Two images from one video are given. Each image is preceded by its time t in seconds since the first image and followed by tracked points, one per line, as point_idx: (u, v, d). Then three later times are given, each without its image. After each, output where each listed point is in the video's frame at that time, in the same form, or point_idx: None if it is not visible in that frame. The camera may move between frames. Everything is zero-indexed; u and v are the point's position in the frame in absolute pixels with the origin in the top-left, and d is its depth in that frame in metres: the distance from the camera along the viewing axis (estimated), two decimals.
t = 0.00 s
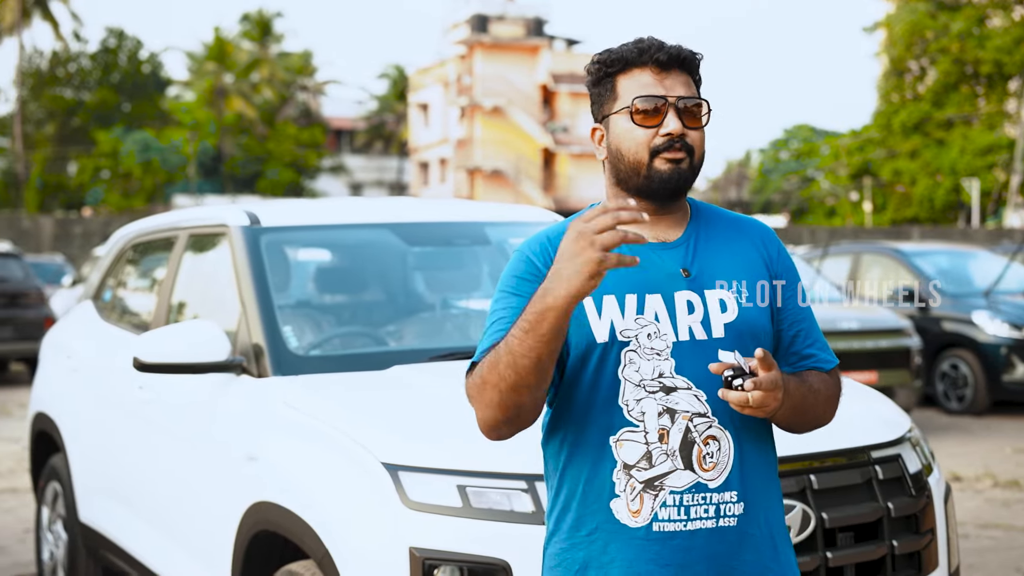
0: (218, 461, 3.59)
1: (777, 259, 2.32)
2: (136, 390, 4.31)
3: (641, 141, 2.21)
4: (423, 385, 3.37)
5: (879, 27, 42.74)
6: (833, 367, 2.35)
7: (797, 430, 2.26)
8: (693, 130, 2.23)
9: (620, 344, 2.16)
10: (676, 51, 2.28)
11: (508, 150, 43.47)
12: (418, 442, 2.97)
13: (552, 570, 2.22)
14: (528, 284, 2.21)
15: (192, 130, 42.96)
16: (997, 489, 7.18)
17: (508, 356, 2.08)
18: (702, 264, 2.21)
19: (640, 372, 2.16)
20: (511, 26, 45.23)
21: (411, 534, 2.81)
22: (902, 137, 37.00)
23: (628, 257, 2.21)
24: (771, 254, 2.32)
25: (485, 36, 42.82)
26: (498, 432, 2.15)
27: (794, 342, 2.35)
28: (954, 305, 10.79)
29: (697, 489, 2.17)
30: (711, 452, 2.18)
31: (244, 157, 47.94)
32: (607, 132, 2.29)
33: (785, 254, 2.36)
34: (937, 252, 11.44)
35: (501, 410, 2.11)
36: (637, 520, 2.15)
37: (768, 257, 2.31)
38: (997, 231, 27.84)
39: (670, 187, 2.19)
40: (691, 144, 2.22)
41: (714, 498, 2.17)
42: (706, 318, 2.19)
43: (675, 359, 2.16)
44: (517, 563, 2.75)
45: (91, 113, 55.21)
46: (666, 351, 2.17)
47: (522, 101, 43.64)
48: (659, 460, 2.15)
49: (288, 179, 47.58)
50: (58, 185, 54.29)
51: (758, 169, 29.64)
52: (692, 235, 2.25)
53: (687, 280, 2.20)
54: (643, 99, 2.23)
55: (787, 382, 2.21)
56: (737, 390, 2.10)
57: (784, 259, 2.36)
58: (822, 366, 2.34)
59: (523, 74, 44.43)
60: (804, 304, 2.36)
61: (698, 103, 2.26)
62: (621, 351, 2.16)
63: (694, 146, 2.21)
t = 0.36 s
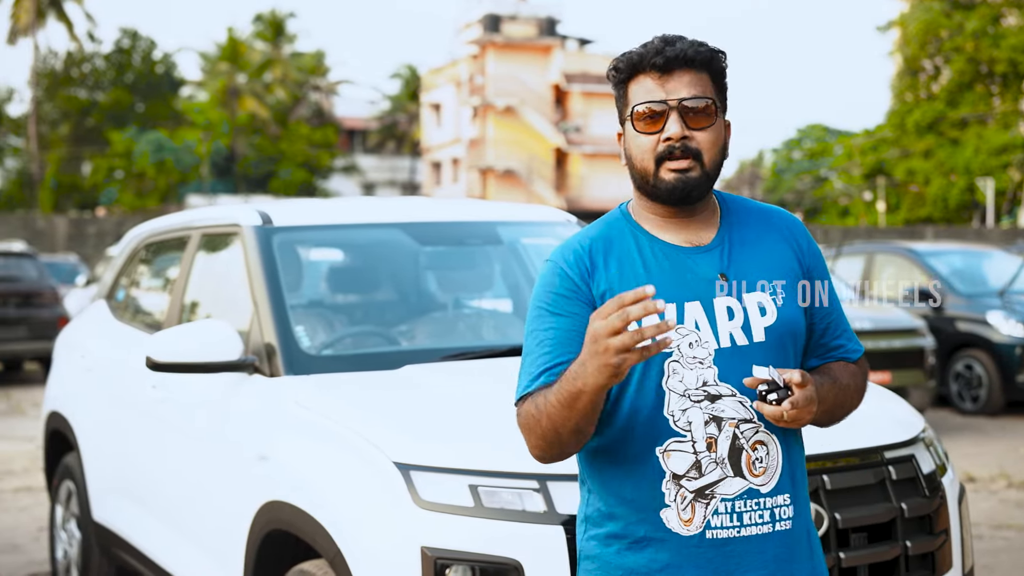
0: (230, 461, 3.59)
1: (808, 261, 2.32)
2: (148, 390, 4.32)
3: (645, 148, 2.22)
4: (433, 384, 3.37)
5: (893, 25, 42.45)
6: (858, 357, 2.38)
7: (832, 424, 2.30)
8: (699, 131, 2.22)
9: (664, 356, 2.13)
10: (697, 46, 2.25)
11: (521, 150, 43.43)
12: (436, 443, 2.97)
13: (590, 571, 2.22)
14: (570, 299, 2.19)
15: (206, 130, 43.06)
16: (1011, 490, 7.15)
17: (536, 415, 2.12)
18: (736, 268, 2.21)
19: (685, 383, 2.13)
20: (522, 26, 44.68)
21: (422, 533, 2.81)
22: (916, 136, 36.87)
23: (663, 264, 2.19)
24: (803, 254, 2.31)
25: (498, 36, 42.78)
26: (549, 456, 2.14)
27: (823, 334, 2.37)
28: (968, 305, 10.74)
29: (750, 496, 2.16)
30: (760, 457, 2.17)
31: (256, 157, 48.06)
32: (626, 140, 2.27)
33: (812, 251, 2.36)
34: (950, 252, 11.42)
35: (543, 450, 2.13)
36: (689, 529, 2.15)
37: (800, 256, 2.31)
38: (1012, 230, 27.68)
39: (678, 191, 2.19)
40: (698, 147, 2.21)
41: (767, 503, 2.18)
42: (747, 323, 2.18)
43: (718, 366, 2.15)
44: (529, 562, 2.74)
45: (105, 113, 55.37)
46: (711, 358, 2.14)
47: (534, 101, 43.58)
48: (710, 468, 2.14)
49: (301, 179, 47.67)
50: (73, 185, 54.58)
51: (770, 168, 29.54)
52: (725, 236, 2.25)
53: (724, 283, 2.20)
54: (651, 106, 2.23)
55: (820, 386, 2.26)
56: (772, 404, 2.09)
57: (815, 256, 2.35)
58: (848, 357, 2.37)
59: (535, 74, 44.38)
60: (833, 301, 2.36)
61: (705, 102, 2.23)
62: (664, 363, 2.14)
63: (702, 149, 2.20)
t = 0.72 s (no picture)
0: (240, 460, 3.60)
1: (839, 264, 2.27)
2: (159, 389, 4.33)
3: (672, 138, 2.22)
4: (445, 383, 3.37)
5: (904, 24, 42.24)
6: (897, 364, 2.32)
7: (860, 433, 2.24)
8: (725, 123, 2.21)
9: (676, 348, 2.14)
10: (732, 45, 2.27)
11: (531, 150, 43.52)
12: (449, 443, 2.96)
13: (611, 568, 2.22)
14: (590, 293, 2.20)
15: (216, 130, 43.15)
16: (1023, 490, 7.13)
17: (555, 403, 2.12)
18: (756, 266, 2.19)
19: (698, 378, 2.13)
20: (533, 26, 44.66)
21: (432, 533, 2.81)
22: (927, 136, 36.81)
23: (682, 261, 2.19)
24: (835, 256, 2.26)
25: (509, 36, 42.81)
26: (543, 441, 2.17)
27: (860, 340, 2.31)
28: (980, 305, 10.70)
29: (759, 493, 2.14)
30: (771, 455, 2.15)
31: (267, 158, 48.28)
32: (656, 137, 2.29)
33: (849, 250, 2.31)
34: (962, 252, 11.39)
35: (547, 430, 2.14)
36: (696, 524, 2.14)
37: (833, 260, 2.26)
38: None
39: (699, 179, 2.18)
40: (722, 138, 2.20)
41: (777, 501, 2.15)
42: (766, 321, 2.16)
43: (732, 363, 2.14)
44: (539, 562, 2.73)
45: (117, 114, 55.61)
46: (725, 355, 2.14)
47: (545, 101, 43.67)
48: (719, 465, 2.13)
49: (310, 180, 47.68)
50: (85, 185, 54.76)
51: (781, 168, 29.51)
52: (753, 235, 2.22)
53: (744, 279, 2.18)
54: (677, 100, 2.24)
55: (843, 390, 2.19)
56: (785, 408, 2.07)
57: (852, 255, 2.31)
58: (885, 364, 2.31)
59: (545, 74, 44.23)
60: (869, 304, 2.30)
61: (734, 98, 2.23)
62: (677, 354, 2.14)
63: (725, 140, 2.20)
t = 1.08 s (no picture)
0: (243, 459, 3.60)
1: (847, 262, 2.26)
2: (161, 389, 4.33)
3: (671, 136, 2.23)
4: (449, 383, 3.37)
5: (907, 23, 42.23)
6: (910, 364, 2.29)
7: (861, 428, 2.21)
8: (721, 121, 2.21)
9: (675, 341, 2.15)
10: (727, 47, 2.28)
11: (534, 150, 43.50)
12: (454, 443, 2.96)
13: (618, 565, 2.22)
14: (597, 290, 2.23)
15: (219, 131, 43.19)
16: None
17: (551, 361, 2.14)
18: (756, 262, 2.19)
19: (695, 370, 2.14)
20: (535, 26, 44.65)
21: (435, 532, 2.80)
22: (931, 136, 36.84)
23: (685, 259, 2.19)
24: (840, 252, 2.25)
25: (512, 36, 42.75)
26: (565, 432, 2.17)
27: (869, 339, 2.30)
28: (984, 305, 10.68)
29: (753, 485, 2.12)
30: (767, 447, 2.14)
31: (269, 157, 48.32)
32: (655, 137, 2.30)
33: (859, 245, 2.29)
34: (965, 252, 11.40)
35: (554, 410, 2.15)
36: (692, 515, 2.14)
37: (838, 256, 2.25)
38: None
39: (696, 176, 2.18)
40: (720, 135, 2.20)
41: (771, 494, 2.13)
42: (764, 316, 2.15)
43: (730, 357, 2.13)
44: (542, 562, 2.73)
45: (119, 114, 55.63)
46: (722, 347, 2.13)
47: (548, 101, 43.65)
48: (713, 456, 2.13)
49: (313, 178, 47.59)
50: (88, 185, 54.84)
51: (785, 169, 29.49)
52: (755, 230, 2.22)
53: (744, 275, 2.18)
54: (675, 100, 2.25)
55: (841, 381, 2.16)
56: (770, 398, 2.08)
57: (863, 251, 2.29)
58: (897, 362, 2.29)
59: (550, 74, 44.20)
60: (883, 304, 2.28)
61: (731, 95, 2.23)
62: (675, 349, 2.15)
63: (721, 138, 2.20)
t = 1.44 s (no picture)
0: (242, 459, 3.60)
1: (837, 259, 2.28)
2: (160, 389, 4.34)
3: (672, 135, 2.22)
4: (447, 382, 3.38)
5: (906, 23, 42.24)
6: (895, 364, 2.31)
7: (855, 425, 2.22)
8: (726, 122, 2.22)
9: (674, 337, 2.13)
10: (726, 47, 2.29)
11: (532, 150, 43.50)
12: (454, 442, 2.96)
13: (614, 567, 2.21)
14: (594, 290, 2.21)
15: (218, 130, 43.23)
16: None
17: (582, 414, 2.10)
18: (756, 260, 2.19)
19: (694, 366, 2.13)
20: (533, 26, 44.63)
21: (434, 532, 2.80)
22: (929, 136, 36.88)
23: (680, 257, 2.18)
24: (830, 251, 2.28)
25: (510, 36, 42.74)
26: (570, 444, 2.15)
27: (856, 336, 2.31)
28: (982, 305, 10.68)
29: (756, 481, 2.14)
30: (768, 444, 2.15)
31: (268, 157, 48.34)
32: (653, 135, 2.29)
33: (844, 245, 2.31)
34: (963, 252, 11.40)
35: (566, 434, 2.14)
36: (695, 513, 2.14)
37: (827, 253, 2.27)
38: None
39: (701, 173, 2.18)
40: (722, 135, 2.21)
41: (774, 490, 2.14)
42: (761, 311, 2.16)
43: (728, 351, 2.13)
44: (540, 560, 2.73)
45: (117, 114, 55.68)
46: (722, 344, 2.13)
47: (547, 101, 43.62)
48: (715, 453, 2.12)
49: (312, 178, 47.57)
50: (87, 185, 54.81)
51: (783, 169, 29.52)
52: (747, 229, 2.23)
53: (740, 274, 2.18)
54: (677, 97, 2.24)
55: (834, 376, 2.16)
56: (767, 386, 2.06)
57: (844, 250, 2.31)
58: (884, 361, 2.31)
59: (548, 74, 44.17)
60: (866, 303, 2.31)
61: (733, 94, 2.24)
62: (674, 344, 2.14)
63: (726, 136, 2.20)
